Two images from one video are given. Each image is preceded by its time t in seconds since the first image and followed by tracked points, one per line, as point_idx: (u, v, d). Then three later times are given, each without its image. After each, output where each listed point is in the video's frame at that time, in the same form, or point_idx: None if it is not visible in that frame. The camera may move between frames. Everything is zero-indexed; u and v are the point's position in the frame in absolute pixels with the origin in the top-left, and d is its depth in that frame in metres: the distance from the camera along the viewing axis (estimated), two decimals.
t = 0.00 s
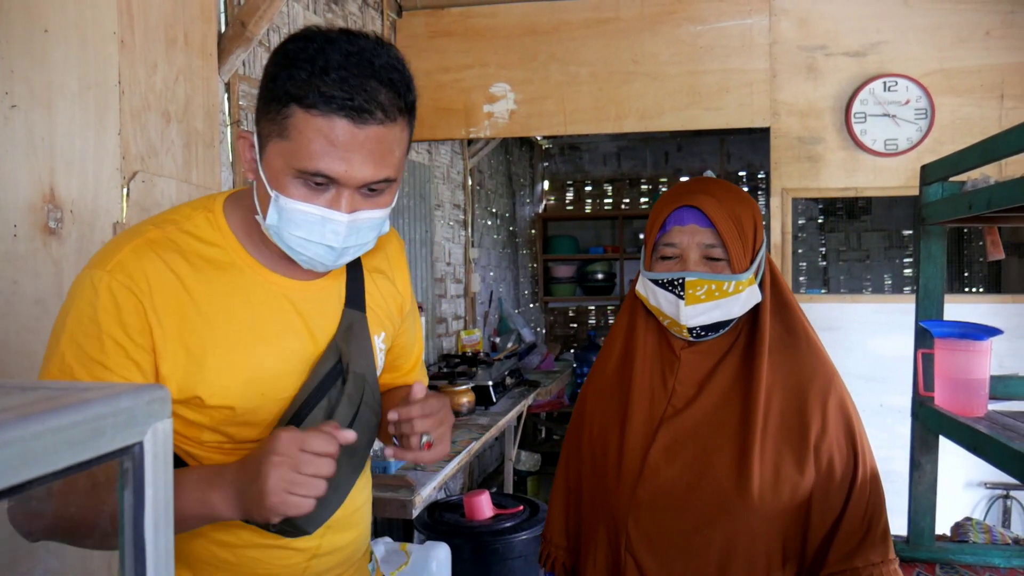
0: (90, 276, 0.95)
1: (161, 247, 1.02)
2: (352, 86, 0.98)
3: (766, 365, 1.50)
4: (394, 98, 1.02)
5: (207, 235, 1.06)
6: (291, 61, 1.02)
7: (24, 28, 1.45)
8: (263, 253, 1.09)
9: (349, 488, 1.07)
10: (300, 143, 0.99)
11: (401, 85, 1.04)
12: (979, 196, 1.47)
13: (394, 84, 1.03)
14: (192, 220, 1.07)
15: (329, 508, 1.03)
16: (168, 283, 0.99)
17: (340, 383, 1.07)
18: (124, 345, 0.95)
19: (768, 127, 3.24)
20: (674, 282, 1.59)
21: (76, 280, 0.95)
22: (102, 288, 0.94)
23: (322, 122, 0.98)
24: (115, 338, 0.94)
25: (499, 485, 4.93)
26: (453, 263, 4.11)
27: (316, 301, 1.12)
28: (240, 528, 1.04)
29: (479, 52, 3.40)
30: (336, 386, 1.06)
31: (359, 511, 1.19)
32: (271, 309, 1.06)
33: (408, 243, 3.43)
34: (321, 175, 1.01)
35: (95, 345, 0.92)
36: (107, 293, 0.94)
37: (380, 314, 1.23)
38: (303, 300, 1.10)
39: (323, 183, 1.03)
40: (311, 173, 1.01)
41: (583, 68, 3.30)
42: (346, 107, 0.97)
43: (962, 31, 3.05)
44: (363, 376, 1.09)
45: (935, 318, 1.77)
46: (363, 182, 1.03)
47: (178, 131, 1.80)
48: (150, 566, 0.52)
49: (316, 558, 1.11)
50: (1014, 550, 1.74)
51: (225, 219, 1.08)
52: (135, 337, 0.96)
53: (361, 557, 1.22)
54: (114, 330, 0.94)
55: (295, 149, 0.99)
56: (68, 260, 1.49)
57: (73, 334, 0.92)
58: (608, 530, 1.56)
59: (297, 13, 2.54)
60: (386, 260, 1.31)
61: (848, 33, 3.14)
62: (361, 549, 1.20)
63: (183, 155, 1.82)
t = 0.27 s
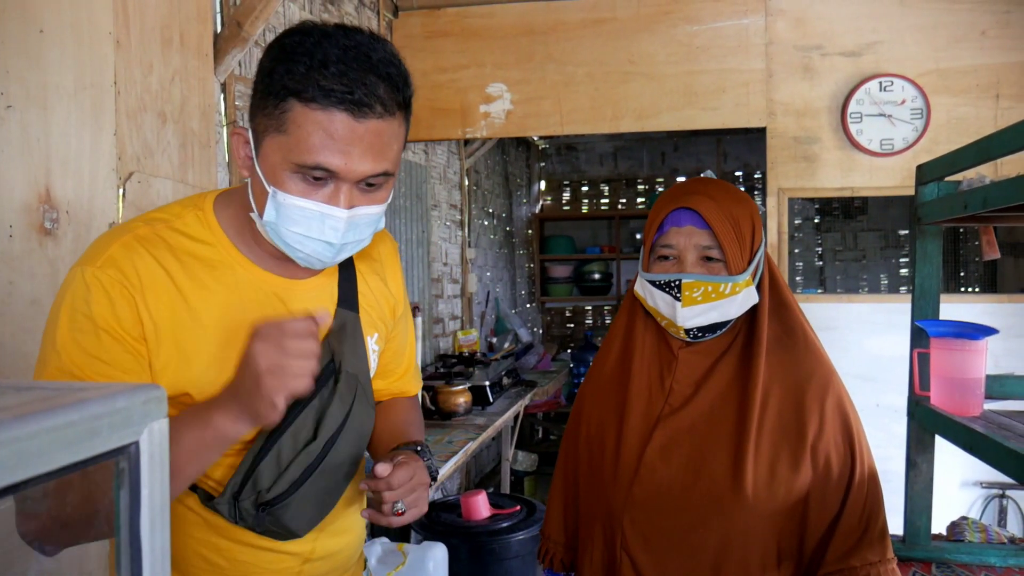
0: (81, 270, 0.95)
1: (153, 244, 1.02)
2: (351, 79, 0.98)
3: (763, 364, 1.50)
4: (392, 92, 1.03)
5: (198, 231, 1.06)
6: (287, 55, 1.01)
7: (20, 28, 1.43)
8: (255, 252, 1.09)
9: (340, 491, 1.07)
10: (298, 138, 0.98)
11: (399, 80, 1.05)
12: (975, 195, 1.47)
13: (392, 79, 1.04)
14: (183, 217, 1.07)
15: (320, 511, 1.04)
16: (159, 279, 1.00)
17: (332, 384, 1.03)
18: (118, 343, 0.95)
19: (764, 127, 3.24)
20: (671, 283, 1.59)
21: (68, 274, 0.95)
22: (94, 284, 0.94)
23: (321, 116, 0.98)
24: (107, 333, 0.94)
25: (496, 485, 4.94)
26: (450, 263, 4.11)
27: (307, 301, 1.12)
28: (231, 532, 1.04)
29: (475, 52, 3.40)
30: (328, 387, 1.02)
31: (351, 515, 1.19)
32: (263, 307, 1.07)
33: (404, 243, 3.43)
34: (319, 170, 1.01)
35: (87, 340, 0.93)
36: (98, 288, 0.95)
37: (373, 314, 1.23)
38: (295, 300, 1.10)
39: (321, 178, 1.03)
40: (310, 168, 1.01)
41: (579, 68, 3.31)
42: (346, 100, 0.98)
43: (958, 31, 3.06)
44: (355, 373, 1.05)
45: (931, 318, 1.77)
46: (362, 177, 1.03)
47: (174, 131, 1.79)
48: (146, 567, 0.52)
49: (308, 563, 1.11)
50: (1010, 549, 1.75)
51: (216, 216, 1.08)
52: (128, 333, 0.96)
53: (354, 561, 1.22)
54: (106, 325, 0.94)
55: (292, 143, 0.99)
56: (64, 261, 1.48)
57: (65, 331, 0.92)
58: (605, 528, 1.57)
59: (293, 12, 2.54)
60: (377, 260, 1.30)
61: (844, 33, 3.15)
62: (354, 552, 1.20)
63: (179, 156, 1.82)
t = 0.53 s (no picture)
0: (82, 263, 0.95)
1: (156, 239, 1.02)
2: (373, 95, 0.99)
3: (763, 363, 1.50)
4: (411, 113, 1.04)
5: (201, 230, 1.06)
6: (310, 65, 1.01)
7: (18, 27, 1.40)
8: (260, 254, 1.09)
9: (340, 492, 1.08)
10: (317, 149, 0.99)
11: (419, 97, 1.06)
12: (973, 195, 1.48)
13: (413, 98, 1.05)
14: (187, 215, 1.07)
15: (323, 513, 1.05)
16: (161, 275, 0.99)
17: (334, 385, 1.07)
18: (118, 336, 0.94)
19: (762, 126, 3.24)
20: (670, 284, 1.59)
21: (69, 268, 0.95)
22: (95, 277, 0.94)
23: (341, 129, 0.98)
24: (108, 327, 0.93)
25: (495, 484, 4.94)
26: (449, 263, 4.12)
27: (311, 302, 1.12)
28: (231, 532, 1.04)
29: (474, 51, 3.40)
30: (328, 388, 1.05)
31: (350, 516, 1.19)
32: (265, 307, 1.07)
33: (403, 242, 3.43)
34: (335, 182, 1.02)
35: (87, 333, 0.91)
36: (100, 282, 0.94)
37: (373, 317, 1.24)
38: (298, 301, 1.10)
39: (336, 190, 1.04)
40: (326, 177, 1.01)
41: (578, 67, 3.31)
42: (367, 117, 0.98)
43: (956, 30, 3.06)
44: (354, 376, 1.10)
45: (929, 317, 1.78)
46: (377, 191, 1.04)
47: (172, 131, 1.79)
48: (147, 566, 0.52)
49: (306, 564, 1.11)
50: (1009, 547, 1.75)
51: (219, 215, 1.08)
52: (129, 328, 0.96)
53: (353, 562, 1.22)
54: (108, 319, 0.93)
55: (309, 153, 1.00)
56: (63, 260, 1.48)
57: (64, 322, 0.91)
58: (603, 526, 1.57)
59: (291, 12, 2.54)
60: (376, 259, 1.31)
61: (842, 32, 3.15)
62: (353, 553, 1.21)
63: (178, 155, 1.81)
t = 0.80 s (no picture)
0: (89, 268, 0.94)
1: (163, 244, 1.02)
2: (386, 99, 0.98)
3: (765, 361, 1.50)
4: (425, 116, 1.04)
5: (207, 233, 1.06)
6: (323, 68, 1.01)
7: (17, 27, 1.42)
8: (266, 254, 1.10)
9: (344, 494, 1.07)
10: (330, 152, 0.98)
11: (431, 101, 1.05)
12: (975, 190, 1.47)
13: (426, 102, 1.04)
14: (191, 217, 1.06)
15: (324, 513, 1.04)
16: (169, 282, 0.99)
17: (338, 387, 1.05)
18: (128, 344, 0.94)
19: (763, 123, 3.24)
20: (671, 283, 1.58)
21: (75, 272, 0.93)
22: (104, 284, 0.93)
23: (355, 133, 0.98)
24: (117, 335, 0.93)
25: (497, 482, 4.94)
26: (450, 261, 4.11)
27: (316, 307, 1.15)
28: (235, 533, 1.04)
29: (473, 50, 3.39)
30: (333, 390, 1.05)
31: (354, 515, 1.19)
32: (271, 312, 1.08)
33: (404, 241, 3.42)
34: (347, 187, 1.02)
35: (97, 341, 0.91)
36: (108, 289, 0.93)
37: (378, 320, 1.26)
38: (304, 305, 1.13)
39: (347, 194, 1.03)
40: (339, 181, 1.01)
41: (578, 64, 3.30)
42: (380, 121, 0.98)
43: (957, 26, 3.05)
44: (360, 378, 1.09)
45: (931, 313, 1.78)
46: (388, 196, 1.05)
47: (173, 130, 1.79)
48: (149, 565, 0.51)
49: (309, 564, 1.11)
50: (1011, 543, 1.75)
51: (225, 217, 1.07)
52: (137, 335, 0.95)
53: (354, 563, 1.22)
54: (117, 326, 0.93)
55: (323, 157, 0.99)
56: (63, 260, 1.48)
57: (75, 330, 0.90)
58: (605, 525, 1.57)
59: (291, 10, 2.54)
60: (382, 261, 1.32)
61: (843, 28, 3.14)
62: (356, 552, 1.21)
63: (178, 155, 1.81)
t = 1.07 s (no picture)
0: (98, 259, 0.93)
1: (170, 236, 1.01)
2: (394, 98, 0.98)
3: (768, 358, 1.50)
4: (433, 112, 1.03)
5: (216, 226, 1.06)
6: (332, 65, 1.00)
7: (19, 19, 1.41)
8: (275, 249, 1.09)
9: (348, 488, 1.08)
10: (337, 148, 0.98)
11: (440, 100, 1.05)
12: (980, 186, 1.47)
13: (434, 99, 1.04)
14: (202, 211, 1.07)
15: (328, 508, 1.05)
16: (176, 275, 0.99)
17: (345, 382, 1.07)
18: (134, 335, 0.93)
19: (766, 118, 3.23)
20: (674, 278, 1.58)
21: (84, 262, 0.93)
22: (111, 275, 0.92)
23: (362, 131, 0.97)
24: (124, 326, 0.92)
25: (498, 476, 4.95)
26: (452, 255, 4.11)
27: (323, 299, 1.13)
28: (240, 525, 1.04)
29: (476, 43, 3.39)
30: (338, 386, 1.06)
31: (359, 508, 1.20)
32: (278, 307, 1.07)
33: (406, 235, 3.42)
34: (352, 183, 1.02)
35: (103, 331, 0.90)
36: (116, 280, 0.93)
37: (384, 315, 1.25)
38: (310, 299, 1.11)
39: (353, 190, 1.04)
40: (345, 179, 1.01)
41: (581, 58, 3.29)
42: (388, 119, 0.97)
43: (962, 20, 3.03)
44: (365, 375, 1.10)
45: (934, 309, 1.77)
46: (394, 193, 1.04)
47: (175, 123, 1.79)
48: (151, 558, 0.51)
49: (313, 557, 1.11)
50: (1013, 540, 1.74)
51: (235, 212, 1.08)
52: (143, 326, 0.94)
53: (359, 557, 1.22)
54: (124, 317, 0.92)
55: (329, 153, 0.99)
56: (65, 253, 1.48)
57: (81, 321, 0.89)
58: (608, 522, 1.57)
59: (294, 3, 2.53)
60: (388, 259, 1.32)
61: (847, 23, 3.13)
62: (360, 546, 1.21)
63: (180, 148, 1.81)
